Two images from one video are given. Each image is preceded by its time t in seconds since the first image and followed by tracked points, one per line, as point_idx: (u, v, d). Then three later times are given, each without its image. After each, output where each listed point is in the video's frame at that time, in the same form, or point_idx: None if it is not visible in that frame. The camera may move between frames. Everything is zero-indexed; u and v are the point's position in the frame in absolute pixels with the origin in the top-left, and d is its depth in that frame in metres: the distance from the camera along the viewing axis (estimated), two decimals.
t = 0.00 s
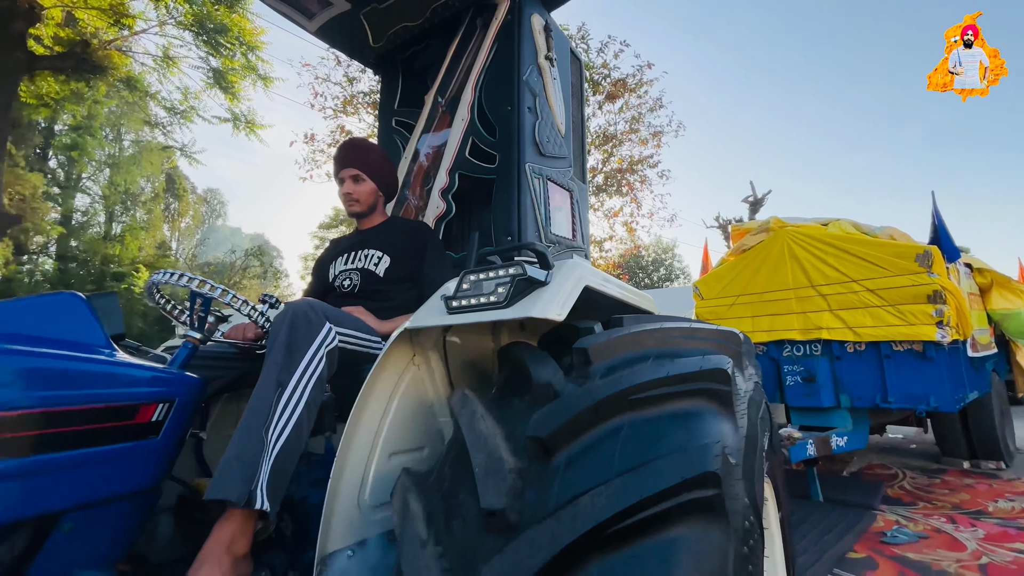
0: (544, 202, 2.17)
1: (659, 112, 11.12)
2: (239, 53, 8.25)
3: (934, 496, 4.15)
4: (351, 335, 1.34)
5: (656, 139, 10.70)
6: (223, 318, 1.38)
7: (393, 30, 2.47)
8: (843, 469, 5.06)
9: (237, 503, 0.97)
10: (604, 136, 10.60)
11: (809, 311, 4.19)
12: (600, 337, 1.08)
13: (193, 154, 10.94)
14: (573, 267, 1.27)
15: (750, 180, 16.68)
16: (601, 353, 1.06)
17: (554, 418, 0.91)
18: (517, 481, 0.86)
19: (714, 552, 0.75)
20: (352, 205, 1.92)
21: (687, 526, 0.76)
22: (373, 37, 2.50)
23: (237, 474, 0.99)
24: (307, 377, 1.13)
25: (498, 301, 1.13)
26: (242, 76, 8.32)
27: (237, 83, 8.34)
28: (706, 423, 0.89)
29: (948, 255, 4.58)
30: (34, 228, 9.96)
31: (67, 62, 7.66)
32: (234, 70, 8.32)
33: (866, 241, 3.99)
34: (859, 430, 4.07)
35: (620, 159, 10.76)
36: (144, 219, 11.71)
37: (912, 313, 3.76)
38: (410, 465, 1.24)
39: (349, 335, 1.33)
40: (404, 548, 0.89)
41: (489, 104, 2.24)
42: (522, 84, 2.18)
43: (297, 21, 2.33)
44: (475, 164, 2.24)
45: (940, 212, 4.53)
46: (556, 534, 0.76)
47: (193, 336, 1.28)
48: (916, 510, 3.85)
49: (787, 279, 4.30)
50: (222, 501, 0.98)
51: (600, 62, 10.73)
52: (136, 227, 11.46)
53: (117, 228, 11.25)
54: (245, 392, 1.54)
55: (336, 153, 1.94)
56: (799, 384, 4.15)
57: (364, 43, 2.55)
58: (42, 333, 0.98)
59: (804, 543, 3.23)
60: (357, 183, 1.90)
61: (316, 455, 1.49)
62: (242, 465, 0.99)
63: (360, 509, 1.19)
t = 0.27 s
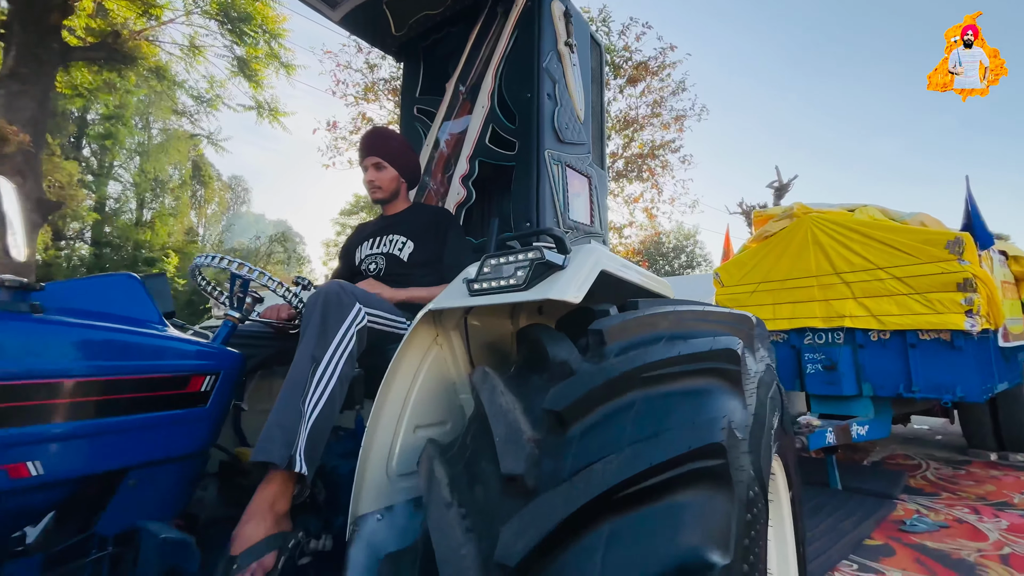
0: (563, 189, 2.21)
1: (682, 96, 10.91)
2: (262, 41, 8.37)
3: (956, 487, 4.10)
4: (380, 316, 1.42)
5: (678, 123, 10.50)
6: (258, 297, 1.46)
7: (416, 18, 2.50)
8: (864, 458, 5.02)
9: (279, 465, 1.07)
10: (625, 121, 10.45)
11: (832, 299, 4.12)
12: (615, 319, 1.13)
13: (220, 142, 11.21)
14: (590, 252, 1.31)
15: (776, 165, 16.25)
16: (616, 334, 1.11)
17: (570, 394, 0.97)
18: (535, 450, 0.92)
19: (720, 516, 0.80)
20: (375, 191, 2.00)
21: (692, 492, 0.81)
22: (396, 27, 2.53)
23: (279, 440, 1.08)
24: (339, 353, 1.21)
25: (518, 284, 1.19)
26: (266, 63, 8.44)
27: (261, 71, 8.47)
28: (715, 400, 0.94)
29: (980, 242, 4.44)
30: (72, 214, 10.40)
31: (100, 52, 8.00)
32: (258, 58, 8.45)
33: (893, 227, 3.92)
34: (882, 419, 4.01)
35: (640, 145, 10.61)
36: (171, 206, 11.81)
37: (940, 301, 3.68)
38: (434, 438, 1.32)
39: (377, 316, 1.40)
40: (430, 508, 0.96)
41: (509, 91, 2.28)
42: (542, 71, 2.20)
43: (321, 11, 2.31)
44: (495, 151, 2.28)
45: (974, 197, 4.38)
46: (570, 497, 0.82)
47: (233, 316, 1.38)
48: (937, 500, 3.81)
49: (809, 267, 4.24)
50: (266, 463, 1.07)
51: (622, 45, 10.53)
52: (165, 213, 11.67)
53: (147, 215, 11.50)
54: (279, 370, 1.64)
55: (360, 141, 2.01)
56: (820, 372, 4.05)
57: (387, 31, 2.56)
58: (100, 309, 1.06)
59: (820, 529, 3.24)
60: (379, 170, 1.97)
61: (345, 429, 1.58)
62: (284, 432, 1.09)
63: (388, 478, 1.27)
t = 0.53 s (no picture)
0: (585, 177, 2.25)
1: (707, 80, 10.68)
2: (287, 33, 8.53)
3: (986, 481, 4.02)
4: (413, 299, 1.50)
5: (703, 109, 10.29)
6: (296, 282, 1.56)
7: (441, 11, 2.53)
8: (890, 450, 4.95)
9: (326, 433, 1.17)
10: (648, 107, 10.30)
11: (859, 288, 4.03)
12: (636, 302, 1.18)
13: (247, 133, 11.50)
14: (611, 238, 1.36)
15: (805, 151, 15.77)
16: (636, 316, 1.17)
17: (591, 370, 1.04)
18: (558, 422, 0.99)
19: (732, 483, 0.85)
20: (394, 182, 2.09)
21: (705, 460, 0.87)
22: (422, 19, 2.57)
23: (325, 412, 1.18)
24: (377, 333, 1.31)
25: (541, 269, 1.25)
26: (291, 55, 8.59)
27: (286, 62, 8.63)
28: (730, 377, 1.00)
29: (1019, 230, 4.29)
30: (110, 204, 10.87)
31: (135, 46, 8.13)
32: (283, 49, 8.60)
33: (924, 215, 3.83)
34: (908, 411, 3.84)
35: (664, 131, 10.45)
36: (200, 196, 12.36)
37: (972, 290, 3.58)
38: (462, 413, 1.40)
39: (411, 300, 1.49)
40: (461, 473, 1.04)
41: (532, 81, 2.32)
42: (566, 61, 2.23)
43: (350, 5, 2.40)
44: (518, 140, 2.33)
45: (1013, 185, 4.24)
46: (590, 463, 0.89)
47: (276, 298, 1.48)
48: (965, 493, 3.76)
49: (836, 255, 4.17)
50: (312, 431, 1.18)
51: (645, 29, 10.33)
52: (194, 204, 12.23)
53: (178, 205, 12.14)
54: (315, 351, 1.73)
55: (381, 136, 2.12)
56: (845, 362, 3.94)
57: (412, 23, 2.62)
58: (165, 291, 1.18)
59: (842, 517, 3.24)
60: (393, 162, 2.05)
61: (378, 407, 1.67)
62: (330, 404, 1.19)
63: (420, 449, 1.35)
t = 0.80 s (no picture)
0: (608, 171, 2.26)
1: (734, 68, 10.44)
2: (312, 28, 8.68)
3: (1019, 481, 3.92)
4: (441, 292, 1.56)
5: (729, 98, 10.08)
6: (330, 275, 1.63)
7: (465, 7, 2.59)
8: (919, 447, 4.85)
9: (360, 418, 1.24)
10: (671, 97, 10.15)
11: (889, 282, 3.92)
12: (657, 296, 1.21)
13: (274, 127, 11.77)
14: (633, 234, 1.39)
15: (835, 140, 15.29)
16: (658, 310, 1.20)
17: (613, 361, 1.08)
18: (581, 410, 1.04)
19: (748, 471, 0.89)
20: (415, 181, 2.18)
21: (722, 449, 0.91)
22: (447, 15, 2.63)
23: (359, 398, 1.26)
24: (408, 325, 1.38)
25: (565, 263, 1.29)
26: (316, 49, 8.73)
27: (310, 57, 8.79)
28: (749, 369, 1.03)
29: None
30: (145, 198, 11.34)
31: (167, 44, 8.39)
32: (308, 45, 8.75)
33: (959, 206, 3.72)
34: (938, 408, 3.73)
35: (687, 122, 10.28)
36: (228, 188, 13.11)
37: (1009, 285, 3.46)
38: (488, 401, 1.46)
39: (439, 292, 1.55)
40: (488, 457, 1.10)
41: (555, 76, 2.34)
42: (589, 55, 2.24)
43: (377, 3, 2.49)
44: (541, 135, 2.37)
45: None
46: (612, 448, 0.93)
47: (313, 290, 1.55)
48: (996, 492, 3.67)
49: (864, 248, 4.08)
50: (349, 415, 1.26)
51: (670, 16, 10.15)
52: (222, 196, 13.05)
53: (207, 196, 12.91)
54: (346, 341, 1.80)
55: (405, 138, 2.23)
56: (872, 357, 3.85)
57: (437, 20, 2.68)
58: (215, 284, 1.25)
59: (865, 512, 3.21)
60: (411, 162, 2.13)
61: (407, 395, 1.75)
62: (364, 390, 1.26)
63: (448, 435, 1.41)
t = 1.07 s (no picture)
0: (631, 165, 2.28)
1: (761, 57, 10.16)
2: (336, 24, 8.80)
3: None
4: (472, 284, 1.62)
5: (754, 88, 9.85)
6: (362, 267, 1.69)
7: (490, 4, 2.59)
8: (950, 446, 4.72)
9: (399, 402, 1.32)
10: (695, 88, 9.97)
11: (921, 277, 3.81)
12: (683, 289, 1.24)
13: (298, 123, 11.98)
14: (658, 228, 1.42)
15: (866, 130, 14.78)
16: (682, 302, 1.23)
17: (639, 352, 1.11)
18: (607, 398, 1.08)
19: (770, 458, 0.92)
20: (440, 179, 2.27)
21: (744, 437, 0.94)
22: (472, 12, 2.64)
23: (399, 383, 1.33)
24: (442, 315, 1.45)
25: (592, 257, 1.33)
26: (339, 45, 8.85)
27: (334, 53, 8.92)
28: (772, 360, 1.06)
29: None
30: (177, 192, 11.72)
31: (197, 43, 8.63)
32: (331, 40, 8.87)
33: (996, 198, 3.60)
34: (971, 408, 3.62)
35: (711, 113, 10.09)
36: (252, 183, 13.17)
37: None
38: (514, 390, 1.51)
39: (471, 284, 1.61)
40: (517, 441, 1.14)
41: (580, 71, 2.36)
42: (613, 49, 2.25)
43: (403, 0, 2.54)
44: (564, 130, 2.39)
45: None
46: (638, 434, 0.96)
47: (346, 282, 1.60)
48: None
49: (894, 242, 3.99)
50: (388, 399, 1.33)
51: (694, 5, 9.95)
52: (248, 189, 13.30)
53: (233, 191, 13.15)
54: (377, 330, 1.86)
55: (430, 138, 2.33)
56: (901, 353, 3.75)
57: (461, 16, 2.69)
58: (258, 276, 1.33)
59: (892, 510, 3.16)
60: (433, 162, 2.22)
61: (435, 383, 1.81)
62: (404, 377, 1.34)
63: (476, 421, 1.46)
